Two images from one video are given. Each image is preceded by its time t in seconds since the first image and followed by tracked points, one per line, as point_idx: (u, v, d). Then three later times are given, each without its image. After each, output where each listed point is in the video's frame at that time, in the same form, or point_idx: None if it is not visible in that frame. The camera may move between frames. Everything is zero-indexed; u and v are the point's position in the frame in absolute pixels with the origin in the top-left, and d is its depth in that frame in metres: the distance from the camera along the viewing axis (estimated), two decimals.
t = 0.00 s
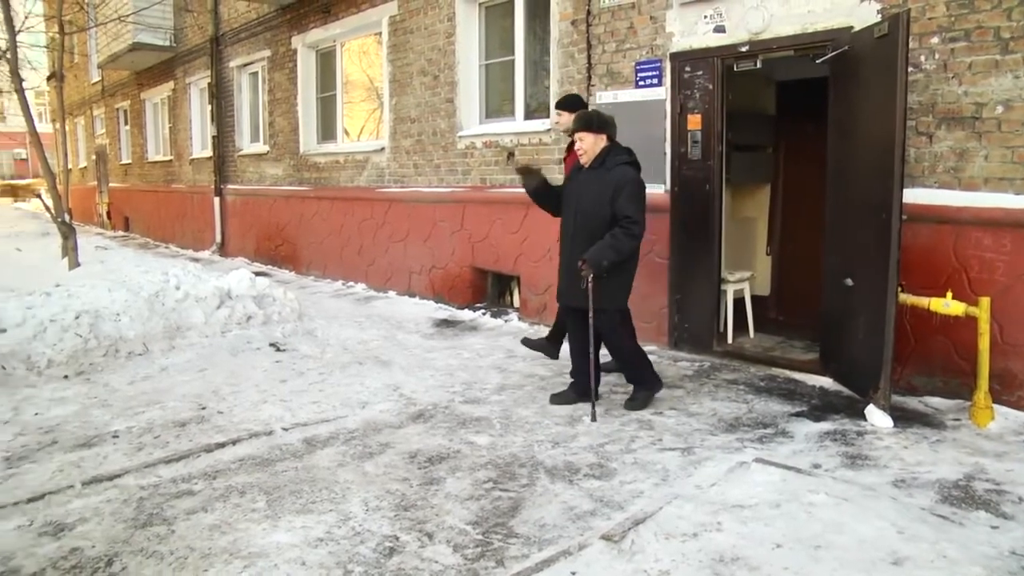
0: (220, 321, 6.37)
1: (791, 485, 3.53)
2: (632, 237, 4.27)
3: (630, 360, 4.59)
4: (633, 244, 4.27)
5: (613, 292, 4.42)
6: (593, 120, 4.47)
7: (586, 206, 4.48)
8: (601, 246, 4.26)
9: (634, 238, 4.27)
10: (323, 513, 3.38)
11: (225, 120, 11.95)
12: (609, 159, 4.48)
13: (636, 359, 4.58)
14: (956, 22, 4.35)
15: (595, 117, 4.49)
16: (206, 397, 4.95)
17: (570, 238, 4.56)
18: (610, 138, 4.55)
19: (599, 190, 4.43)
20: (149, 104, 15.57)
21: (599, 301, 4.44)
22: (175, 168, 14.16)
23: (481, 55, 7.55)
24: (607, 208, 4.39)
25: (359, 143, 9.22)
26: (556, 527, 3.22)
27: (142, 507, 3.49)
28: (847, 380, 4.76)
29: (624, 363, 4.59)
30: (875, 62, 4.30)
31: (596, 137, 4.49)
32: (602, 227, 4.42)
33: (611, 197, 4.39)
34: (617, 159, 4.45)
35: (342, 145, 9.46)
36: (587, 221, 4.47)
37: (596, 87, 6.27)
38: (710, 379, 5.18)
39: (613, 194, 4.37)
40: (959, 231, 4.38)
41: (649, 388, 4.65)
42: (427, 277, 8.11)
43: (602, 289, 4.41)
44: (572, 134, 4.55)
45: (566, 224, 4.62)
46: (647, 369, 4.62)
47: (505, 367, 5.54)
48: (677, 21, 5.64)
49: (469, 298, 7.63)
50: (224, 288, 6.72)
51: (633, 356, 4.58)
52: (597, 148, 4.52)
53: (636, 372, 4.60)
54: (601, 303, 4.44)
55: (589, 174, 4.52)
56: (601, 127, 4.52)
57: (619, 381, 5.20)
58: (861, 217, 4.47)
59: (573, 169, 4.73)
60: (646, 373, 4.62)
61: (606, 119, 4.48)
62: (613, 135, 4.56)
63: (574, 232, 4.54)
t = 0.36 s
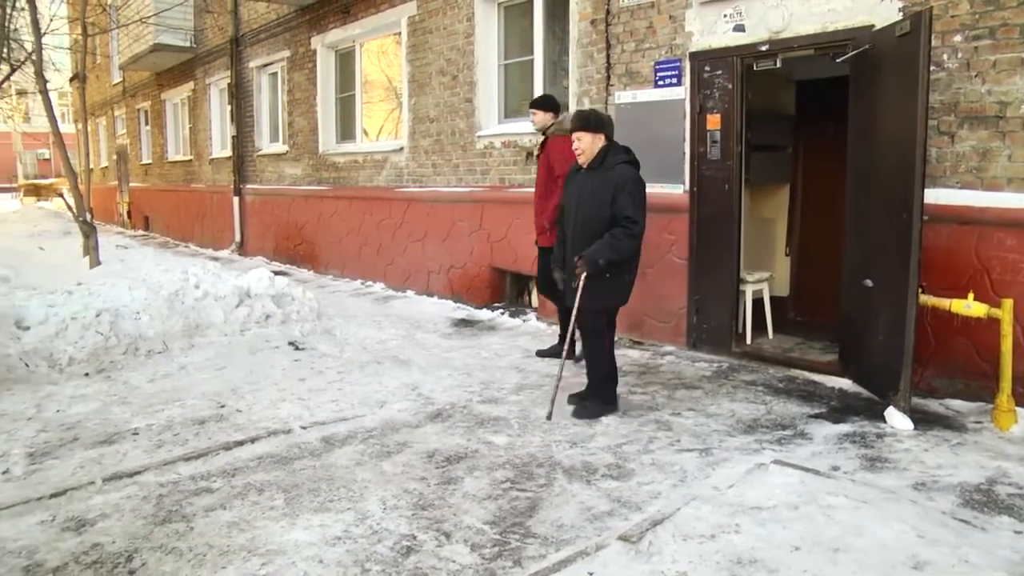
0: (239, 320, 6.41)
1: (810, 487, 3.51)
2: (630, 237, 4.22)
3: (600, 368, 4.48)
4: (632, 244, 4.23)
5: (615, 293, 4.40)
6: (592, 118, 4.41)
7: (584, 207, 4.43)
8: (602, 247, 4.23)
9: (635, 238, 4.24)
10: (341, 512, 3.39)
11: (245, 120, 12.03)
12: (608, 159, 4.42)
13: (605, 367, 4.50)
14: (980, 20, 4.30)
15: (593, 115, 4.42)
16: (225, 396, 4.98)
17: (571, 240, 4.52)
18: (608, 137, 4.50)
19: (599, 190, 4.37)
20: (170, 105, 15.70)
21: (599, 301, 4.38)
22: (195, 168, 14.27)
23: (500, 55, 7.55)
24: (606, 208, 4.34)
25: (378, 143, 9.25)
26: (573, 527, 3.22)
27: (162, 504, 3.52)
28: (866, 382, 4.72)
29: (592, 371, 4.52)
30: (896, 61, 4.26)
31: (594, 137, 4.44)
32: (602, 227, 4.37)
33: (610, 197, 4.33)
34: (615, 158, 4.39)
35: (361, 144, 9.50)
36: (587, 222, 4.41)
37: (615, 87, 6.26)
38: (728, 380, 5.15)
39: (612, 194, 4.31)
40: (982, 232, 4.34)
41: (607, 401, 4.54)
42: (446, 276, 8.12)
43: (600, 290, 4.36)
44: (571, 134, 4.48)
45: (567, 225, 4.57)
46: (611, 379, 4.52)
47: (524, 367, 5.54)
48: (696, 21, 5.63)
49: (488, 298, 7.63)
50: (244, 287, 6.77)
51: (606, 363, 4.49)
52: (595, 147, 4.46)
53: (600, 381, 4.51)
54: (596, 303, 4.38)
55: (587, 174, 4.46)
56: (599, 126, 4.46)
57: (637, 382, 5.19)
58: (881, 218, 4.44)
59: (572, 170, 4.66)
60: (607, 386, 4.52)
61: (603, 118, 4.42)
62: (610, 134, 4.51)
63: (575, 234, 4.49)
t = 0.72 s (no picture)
0: (260, 319, 6.47)
1: (831, 490, 3.48)
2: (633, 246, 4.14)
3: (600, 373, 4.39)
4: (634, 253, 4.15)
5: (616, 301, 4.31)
6: (601, 119, 4.28)
7: (591, 210, 4.35)
8: (600, 254, 4.18)
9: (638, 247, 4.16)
10: (362, 510, 3.41)
11: (267, 120, 12.11)
12: (617, 161, 4.31)
13: (608, 375, 4.38)
14: (1007, 18, 4.25)
15: (604, 115, 4.30)
16: (246, 394, 5.02)
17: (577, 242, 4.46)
18: (618, 139, 4.38)
19: (606, 194, 4.29)
20: (192, 105, 15.84)
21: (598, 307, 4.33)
22: (216, 168, 14.38)
23: (521, 55, 7.55)
24: (614, 212, 4.26)
25: (399, 143, 9.29)
26: (593, 528, 3.21)
27: (184, 501, 3.56)
28: (887, 384, 4.68)
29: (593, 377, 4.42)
30: (919, 60, 4.23)
31: (602, 138, 4.33)
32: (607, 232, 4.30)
33: (618, 202, 4.24)
34: (624, 161, 4.28)
35: (382, 144, 9.54)
36: (592, 227, 4.35)
37: (636, 87, 6.24)
38: (749, 382, 5.12)
39: (620, 198, 4.22)
40: (1008, 233, 4.28)
41: (608, 410, 4.43)
42: (466, 276, 8.14)
43: (601, 297, 4.30)
44: (578, 134, 4.38)
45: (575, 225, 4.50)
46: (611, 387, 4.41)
47: (544, 367, 5.54)
48: (718, 20, 5.61)
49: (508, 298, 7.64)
50: (265, 286, 6.83)
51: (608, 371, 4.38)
52: (604, 149, 4.35)
53: (601, 387, 4.39)
54: (596, 309, 4.33)
55: (595, 177, 4.38)
56: (608, 127, 4.33)
57: (658, 382, 5.17)
58: (903, 218, 4.41)
59: (580, 170, 4.58)
60: (608, 393, 4.40)
61: (613, 120, 4.29)
62: (621, 135, 4.39)
63: (582, 235, 4.42)
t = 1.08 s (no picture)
0: (279, 318, 6.51)
1: (850, 492, 3.45)
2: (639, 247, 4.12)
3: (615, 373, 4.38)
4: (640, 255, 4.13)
5: (619, 299, 4.26)
6: (610, 116, 4.22)
7: (596, 209, 4.31)
8: (595, 250, 4.18)
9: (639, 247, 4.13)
10: (379, 509, 3.42)
11: (285, 120, 12.18)
12: (625, 159, 4.26)
13: (625, 375, 4.36)
14: None
15: (613, 112, 4.24)
16: (264, 392, 5.05)
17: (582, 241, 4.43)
18: (627, 136, 4.32)
19: (612, 192, 4.25)
20: (212, 106, 15.95)
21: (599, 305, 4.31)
22: (235, 168, 14.48)
23: (540, 55, 7.55)
24: (621, 212, 4.22)
25: (417, 143, 9.31)
26: (610, 528, 3.21)
27: (202, 498, 3.58)
28: (907, 386, 4.64)
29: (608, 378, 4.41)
30: (940, 58, 4.19)
31: (611, 136, 4.27)
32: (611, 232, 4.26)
33: (626, 201, 4.21)
34: (632, 160, 4.24)
35: (400, 144, 9.56)
36: (597, 226, 4.31)
37: (655, 86, 6.23)
38: (767, 383, 5.09)
39: (627, 197, 4.18)
40: None
41: (627, 410, 4.42)
42: (484, 276, 8.15)
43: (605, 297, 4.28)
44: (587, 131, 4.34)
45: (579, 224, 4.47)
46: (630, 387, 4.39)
47: (562, 367, 5.54)
48: (737, 19, 5.58)
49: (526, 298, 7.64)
50: (283, 285, 6.87)
51: (623, 372, 4.35)
52: (613, 147, 4.30)
53: (617, 388, 4.38)
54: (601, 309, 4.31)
55: (602, 175, 4.34)
56: (618, 125, 4.27)
57: (676, 383, 5.16)
58: (924, 218, 4.37)
59: (587, 166, 4.53)
60: (622, 394, 4.39)
61: (624, 117, 4.24)
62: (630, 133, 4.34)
63: (586, 234, 4.38)
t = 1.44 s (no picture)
0: (302, 317, 6.57)
1: (874, 496, 3.42)
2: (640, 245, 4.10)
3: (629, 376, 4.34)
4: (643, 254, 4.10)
5: (625, 299, 4.23)
6: (610, 117, 4.21)
7: (595, 210, 4.28)
8: (595, 248, 4.14)
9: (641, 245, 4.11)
10: (402, 508, 3.43)
11: (309, 121, 12.25)
12: (624, 159, 4.24)
13: (642, 376, 4.34)
14: None
15: (613, 114, 4.22)
16: (288, 391, 5.08)
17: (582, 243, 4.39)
18: (626, 137, 4.31)
19: (612, 193, 4.22)
20: (237, 106, 16.09)
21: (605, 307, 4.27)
22: (260, 168, 14.59)
23: (563, 55, 7.55)
24: (621, 212, 4.19)
25: (441, 143, 9.33)
26: (633, 530, 3.20)
27: (227, 495, 3.61)
28: (933, 389, 4.58)
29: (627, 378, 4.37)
30: (969, 57, 4.14)
31: (611, 136, 4.25)
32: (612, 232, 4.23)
33: (626, 201, 4.18)
34: (632, 160, 4.22)
35: (424, 144, 9.59)
36: (597, 227, 4.28)
37: (679, 86, 6.21)
38: (791, 385, 5.05)
39: (628, 197, 4.16)
40: None
41: (650, 410, 4.40)
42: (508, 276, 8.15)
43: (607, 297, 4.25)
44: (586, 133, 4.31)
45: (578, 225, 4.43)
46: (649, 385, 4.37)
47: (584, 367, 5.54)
48: (761, 19, 5.55)
49: (550, 298, 7.64)
50: (307, 284, 6.93)
51: (639, 372, 4.33)
52: (612, 148, 4.28)
53: (637, 388, 4.36)
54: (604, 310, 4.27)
55: (601, 176, 4.31)
56: (617, 127, 4.26)
57: (699, 384, 5.14)
58: (951, 218, 4.31)
59: (585, 168, 4.49)
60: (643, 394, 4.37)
61: (623, 118, 4.23)
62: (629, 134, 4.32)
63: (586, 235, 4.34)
